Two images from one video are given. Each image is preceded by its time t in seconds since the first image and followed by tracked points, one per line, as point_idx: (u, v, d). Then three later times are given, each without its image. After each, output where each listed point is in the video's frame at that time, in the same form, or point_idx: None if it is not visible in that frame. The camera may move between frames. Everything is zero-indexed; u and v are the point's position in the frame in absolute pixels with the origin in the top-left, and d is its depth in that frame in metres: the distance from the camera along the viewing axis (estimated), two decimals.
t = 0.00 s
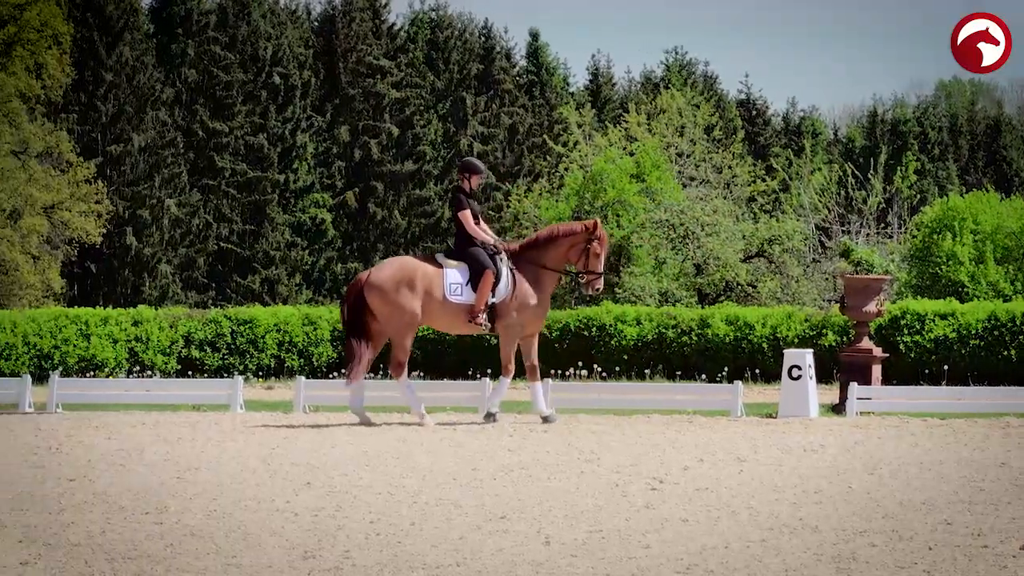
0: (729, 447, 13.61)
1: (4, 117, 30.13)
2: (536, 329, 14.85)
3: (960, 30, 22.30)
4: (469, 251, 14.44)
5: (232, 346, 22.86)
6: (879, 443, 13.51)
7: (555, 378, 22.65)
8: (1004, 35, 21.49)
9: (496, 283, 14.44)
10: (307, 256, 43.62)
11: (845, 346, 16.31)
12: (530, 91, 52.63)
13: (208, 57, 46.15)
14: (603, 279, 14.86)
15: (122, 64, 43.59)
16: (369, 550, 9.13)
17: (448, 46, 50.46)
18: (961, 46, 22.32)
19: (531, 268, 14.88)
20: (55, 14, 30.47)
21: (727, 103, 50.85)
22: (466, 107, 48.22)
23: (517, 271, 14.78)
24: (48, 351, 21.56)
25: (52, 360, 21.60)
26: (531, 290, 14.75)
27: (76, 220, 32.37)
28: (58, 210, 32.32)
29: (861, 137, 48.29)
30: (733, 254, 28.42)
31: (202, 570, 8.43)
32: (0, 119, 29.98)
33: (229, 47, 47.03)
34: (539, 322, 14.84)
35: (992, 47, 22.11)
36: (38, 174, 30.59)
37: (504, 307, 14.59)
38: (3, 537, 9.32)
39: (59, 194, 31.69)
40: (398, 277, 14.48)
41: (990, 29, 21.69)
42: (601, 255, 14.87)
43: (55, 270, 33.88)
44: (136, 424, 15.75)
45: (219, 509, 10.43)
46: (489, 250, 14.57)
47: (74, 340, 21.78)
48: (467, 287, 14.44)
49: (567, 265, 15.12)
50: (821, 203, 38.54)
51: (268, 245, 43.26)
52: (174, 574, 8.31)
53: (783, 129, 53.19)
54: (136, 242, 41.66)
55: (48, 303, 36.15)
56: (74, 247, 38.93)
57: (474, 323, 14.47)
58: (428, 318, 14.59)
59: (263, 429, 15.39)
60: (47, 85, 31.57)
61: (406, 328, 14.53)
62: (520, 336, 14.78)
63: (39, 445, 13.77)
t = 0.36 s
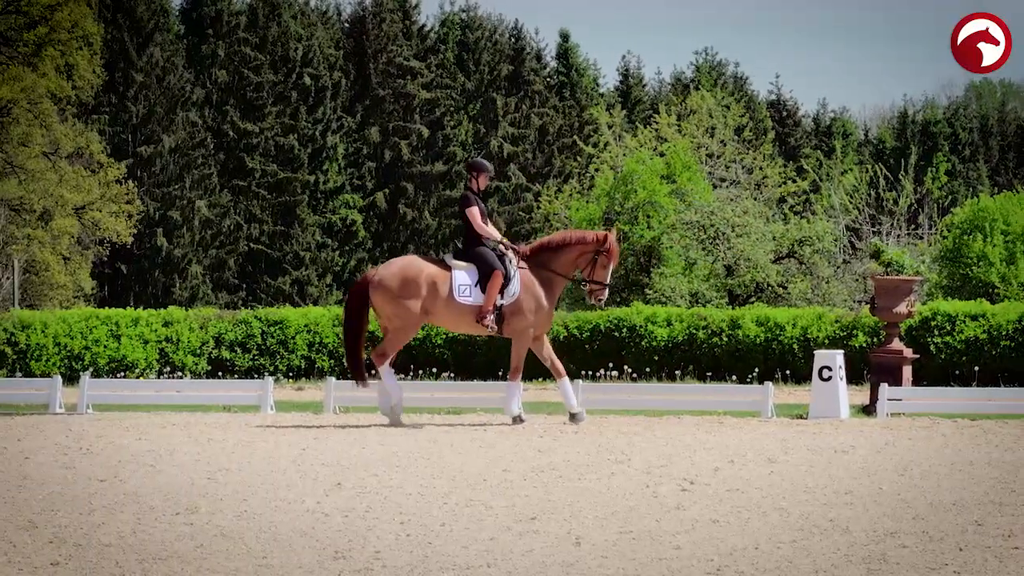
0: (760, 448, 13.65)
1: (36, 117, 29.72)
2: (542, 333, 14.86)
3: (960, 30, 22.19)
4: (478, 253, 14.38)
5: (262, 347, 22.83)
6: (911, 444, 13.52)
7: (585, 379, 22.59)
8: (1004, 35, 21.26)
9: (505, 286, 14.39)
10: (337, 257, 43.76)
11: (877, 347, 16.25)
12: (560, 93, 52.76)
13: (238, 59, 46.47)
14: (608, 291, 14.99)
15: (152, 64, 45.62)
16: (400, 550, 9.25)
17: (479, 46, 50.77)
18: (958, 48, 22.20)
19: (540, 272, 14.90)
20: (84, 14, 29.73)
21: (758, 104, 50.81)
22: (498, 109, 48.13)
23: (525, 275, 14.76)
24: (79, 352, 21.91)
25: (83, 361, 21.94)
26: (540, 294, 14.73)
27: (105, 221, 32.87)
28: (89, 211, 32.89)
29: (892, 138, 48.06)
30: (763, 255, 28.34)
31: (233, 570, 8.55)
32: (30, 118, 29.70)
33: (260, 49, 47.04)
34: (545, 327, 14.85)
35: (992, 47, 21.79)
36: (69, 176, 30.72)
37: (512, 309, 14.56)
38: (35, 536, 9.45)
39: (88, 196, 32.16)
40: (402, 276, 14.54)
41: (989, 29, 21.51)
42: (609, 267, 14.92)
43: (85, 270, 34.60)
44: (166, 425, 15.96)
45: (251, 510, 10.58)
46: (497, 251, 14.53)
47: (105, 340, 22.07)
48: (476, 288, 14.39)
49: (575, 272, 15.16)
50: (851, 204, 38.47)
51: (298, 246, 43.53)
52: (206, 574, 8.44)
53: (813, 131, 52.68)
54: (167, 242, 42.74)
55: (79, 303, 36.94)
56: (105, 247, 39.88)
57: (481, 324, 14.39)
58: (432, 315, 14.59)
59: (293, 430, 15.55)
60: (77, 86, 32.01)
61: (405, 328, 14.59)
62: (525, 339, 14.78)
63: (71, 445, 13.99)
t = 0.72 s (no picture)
0: (790, 449, 13.67)
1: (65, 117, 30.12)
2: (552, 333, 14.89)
3: (959, 30, 21.91)
4: (491, 253, 14.40)
5: (293, 348, 22.99)
6: (941, 445, 13.52)
7: (615, 380, 22.66)
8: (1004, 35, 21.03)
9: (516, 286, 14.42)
10: (367, 257, 44.08)
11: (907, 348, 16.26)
12: (590, 94, 52.80)
13: (269, 59, 46.51)
14: (621, 293, 15.01)
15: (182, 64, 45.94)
16: (431, 551, 9.37)
17: (509, 47, 50.97)
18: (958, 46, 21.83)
19: (552, 273, 14.93)
20: (115, 14, 30.20)
21: (788, 105, 50.76)
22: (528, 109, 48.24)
23: (537, 276, 14.79)
24: (109, 353, 22.11)
25: (113, 362, 22.16)
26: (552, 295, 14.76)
27: (134, 220, 33.20)
28: (120, 212, 33.20)
29: (922, 138, 47.86)
30: (793, 256, 28.21)
31: (264, 571, 8.67)
32: (63, 119, 29.97)
33: (290, 49, 47.28)
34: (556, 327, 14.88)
35: (992, 46, 21.60)
36: (99, 177, 31.04)
37: (524, 310, 14.58)
38: (66, 537, 9.61)
39: (119, 196, 32.53)
40: (410, 276, 14.46)
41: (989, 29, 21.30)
42: (623, 269, 14.96)
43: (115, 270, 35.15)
44: (196, 426, 16.15)
45: (281, 511, 10.71)
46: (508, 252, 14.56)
47: (135, 341, 22.27)
48: (487, 289, 14.38)
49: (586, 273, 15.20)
50: (881, 205, 38.37)
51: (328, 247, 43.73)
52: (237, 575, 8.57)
53: (843, 132, 52.50)
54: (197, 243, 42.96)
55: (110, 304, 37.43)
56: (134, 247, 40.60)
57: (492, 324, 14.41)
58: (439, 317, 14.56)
59: (323, 431, 15.72)
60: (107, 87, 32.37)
61: (399, 325, 14.48)
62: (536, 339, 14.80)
63: (101, 446, 14.21)
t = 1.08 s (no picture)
0: (813, 446, 13.72)
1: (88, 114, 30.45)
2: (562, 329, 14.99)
3: (959, 28, 21.91)
4: (498, 252, 14.51)
5: (316, 345, 22.95)
6: (964, 442, 13.56)
7: (638, 377, 22.71)
8: (1003, 35, 21.06)
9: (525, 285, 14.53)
10: (390, 254, 44.26)
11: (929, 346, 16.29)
12: (614, 91, 52.87)
13: (292, 56, 46.81)
14: (629, 283, 15.12)
15: (205, 62, 46.23)
16: (454, 548, 9.47)
17: (533, 44, 51.11)
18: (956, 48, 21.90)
19: (559, 268, 14.97)
20: (138, 12, 30.45)
21: (811, 102, 50.71)
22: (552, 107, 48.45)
23: (545, 273, 14.90)
24: (133, 349, 22.49)
25: (136, 359, 22.50)
26: (560, 291, 14.87)
27: (158, 217, 33.50)
28: (143, 210, 33.46)
29: (947, 135, 47.67)
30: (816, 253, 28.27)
31: (287, 568, 8.77)
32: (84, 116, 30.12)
33: (313, 46, 47.55)
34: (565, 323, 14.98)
35: (992, 47, 21.72)
36: (123, 174, 31.31)
37: (533, 307, 14.70)
38: (89, 534, 9.75)
39: (143, 193, 32.83)
40: (419, 277, 14.52)
41: (989, 30, 21.35)
42: (629, 261, 14.95)
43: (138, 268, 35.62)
44: (221, 423, 16.33)
45: (304, 508, 10.83)
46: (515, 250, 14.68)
47: (158, 338, 22.61)
48: (496, 288, 14.49)
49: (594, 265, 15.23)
50: (905, 203, 38.29)
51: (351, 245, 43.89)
52: (261, 571, 8.69)
53: (867, 129, 52.79)
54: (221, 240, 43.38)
55: (133, 301, 37.82)
56: (158, 244, 41.08)
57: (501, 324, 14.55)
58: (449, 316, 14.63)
59: (347, 428, 15.86)
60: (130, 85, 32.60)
61: (411, 326, 14.52)
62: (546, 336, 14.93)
63: (125, 443, 14.40)
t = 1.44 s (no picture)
0: (828, 445, 13.72)
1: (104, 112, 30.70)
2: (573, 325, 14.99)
3: (959, 30, 21.98)
4: (505, 249, 14.55)
5: (331, 343, 23.17)
6: (981, 440, 13.53)
7: (654, 376, 22.70)
8: (1003, 35, 21.01)
9: (533, 281, 14.57)
10: (406, 252, 44.28)
11: (945, 345, 16.25)
12: (629, 89, 52.88)
13: (308, 55, 47.08)
14: (637, 275, 14.85)
15: (221, 60, 46.53)
16: (470, 546, 9.52)
17: (548, 42, 51.19)
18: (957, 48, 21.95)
19: (567, 264, 14.97)
20: (153, 11, 30.61)
21: (827, 100, 50.61)
22: (567, 104, 48.35)
23: (552, 268, 14.93)
24: (147, 348, 22.44)
25: (151, 358, 22.49)
26: (569, 287, 14.87)
27: (173, 215, 33.57)
28: (158, 207, 33.58)
29: (963, 133, 47.46)
30: (832, 251, 27.95)
31: (303, 567, 8.82)
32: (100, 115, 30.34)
33: (330, 44, 47.67)
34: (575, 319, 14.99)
35: (992, 47, 21.61)
36: (138, 172, 31.38)
37: (542, 304, 14.75)
38: (106, 532, 9.82)
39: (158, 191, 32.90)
40: (430, 274, 14.57)
41: (989, 29, 21.28)
42: (635, 251, 14.86)
43: (153, 266, 35.83)
44: (236, 421, 16.40)
45: (320, 507, 10.90)
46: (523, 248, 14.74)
47: (174, 337, 22.65)
48: (505, 284, 14.54)
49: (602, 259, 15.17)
50: (921, 200, 38.20)
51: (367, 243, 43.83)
52: (277, 569, 8.73)
53: (883, 126, 53.14)
54: (236, 238, 43.58)
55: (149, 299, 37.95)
56: (174, 243, 41.21)
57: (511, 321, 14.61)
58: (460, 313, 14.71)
59: (362, 426, 15.93)
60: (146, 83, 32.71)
61: (424, 326, 14.56)
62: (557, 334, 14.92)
63: (140, 441, 14.49)
